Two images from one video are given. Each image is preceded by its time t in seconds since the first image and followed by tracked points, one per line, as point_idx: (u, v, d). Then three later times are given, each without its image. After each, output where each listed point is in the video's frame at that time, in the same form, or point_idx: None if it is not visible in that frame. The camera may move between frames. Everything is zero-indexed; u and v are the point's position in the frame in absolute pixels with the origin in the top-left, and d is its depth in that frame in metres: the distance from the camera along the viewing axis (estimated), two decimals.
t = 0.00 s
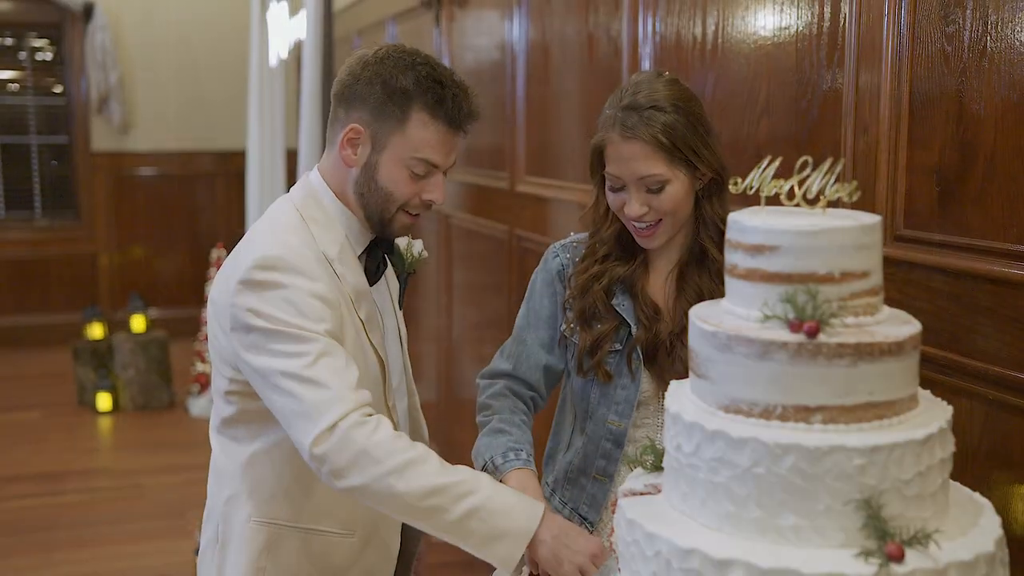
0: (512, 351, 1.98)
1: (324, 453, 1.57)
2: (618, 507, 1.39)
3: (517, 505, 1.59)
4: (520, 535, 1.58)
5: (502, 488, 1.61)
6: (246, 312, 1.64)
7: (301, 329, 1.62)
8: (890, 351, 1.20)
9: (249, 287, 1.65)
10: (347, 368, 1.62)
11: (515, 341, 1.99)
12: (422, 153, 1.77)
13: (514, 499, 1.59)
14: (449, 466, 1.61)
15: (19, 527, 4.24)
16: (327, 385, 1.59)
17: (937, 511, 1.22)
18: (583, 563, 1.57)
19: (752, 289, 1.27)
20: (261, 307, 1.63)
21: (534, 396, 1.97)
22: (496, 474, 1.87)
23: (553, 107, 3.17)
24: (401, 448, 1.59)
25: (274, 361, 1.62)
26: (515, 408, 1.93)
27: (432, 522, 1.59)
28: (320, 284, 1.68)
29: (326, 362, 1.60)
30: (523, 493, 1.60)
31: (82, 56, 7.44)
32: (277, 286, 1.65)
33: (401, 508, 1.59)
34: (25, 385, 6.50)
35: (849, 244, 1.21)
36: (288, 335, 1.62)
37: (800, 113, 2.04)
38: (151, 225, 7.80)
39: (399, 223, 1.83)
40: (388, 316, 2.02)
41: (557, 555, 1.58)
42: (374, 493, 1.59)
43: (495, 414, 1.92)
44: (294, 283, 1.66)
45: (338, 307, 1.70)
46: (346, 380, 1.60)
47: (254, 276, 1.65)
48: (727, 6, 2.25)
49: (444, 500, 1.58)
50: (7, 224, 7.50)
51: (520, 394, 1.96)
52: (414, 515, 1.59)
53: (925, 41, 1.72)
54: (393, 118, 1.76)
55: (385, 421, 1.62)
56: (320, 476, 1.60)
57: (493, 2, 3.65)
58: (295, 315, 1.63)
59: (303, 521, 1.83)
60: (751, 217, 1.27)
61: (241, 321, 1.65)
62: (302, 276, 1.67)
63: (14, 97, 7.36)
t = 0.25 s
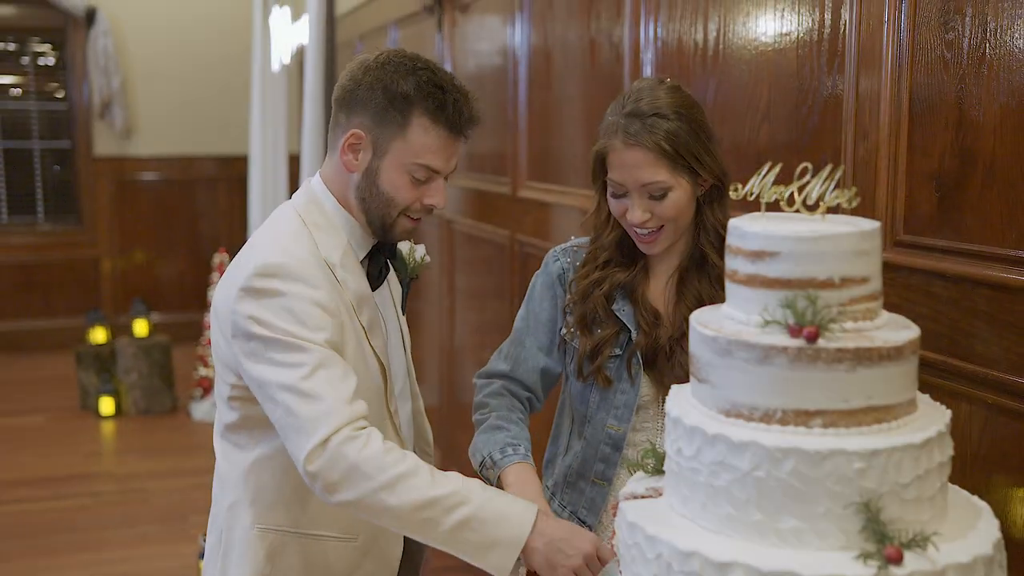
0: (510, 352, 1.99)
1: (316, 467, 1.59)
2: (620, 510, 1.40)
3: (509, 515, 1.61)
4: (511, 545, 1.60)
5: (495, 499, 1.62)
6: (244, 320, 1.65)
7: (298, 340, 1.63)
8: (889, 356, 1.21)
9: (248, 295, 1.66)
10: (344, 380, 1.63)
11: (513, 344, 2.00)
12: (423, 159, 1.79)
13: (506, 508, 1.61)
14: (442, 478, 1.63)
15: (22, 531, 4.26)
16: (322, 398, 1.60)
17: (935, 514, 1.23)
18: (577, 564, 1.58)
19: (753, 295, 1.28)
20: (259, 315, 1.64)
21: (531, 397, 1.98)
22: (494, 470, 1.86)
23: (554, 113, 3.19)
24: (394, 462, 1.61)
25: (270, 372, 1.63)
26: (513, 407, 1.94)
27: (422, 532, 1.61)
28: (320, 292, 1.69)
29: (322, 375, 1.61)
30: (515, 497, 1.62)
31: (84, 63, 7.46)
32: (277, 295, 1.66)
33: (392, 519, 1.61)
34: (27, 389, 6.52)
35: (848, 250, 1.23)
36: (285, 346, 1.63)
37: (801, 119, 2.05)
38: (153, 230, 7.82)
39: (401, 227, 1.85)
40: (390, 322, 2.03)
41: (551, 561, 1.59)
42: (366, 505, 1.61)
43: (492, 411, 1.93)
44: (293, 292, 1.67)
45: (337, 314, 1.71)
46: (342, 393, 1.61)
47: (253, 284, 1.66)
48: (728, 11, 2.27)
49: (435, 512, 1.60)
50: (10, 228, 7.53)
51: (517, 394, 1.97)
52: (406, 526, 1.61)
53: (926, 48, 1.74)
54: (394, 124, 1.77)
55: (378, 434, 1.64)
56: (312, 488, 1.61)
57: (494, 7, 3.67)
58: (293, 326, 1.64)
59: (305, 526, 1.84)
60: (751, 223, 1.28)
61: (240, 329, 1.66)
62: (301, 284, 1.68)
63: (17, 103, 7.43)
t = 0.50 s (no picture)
0: (510, 351, 2.00)
1: (312, 471, 1.59)
2: (625, 506, 1.39)
3: (505, 516, 1.61)
4: (507, 546, 1.61)
5: (492, 502, 1.62)
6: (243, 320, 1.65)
7: (296, 342, 1.63)
8: (895, 352, 1.21)
9: (248, 295, 1.66)
10: (341, 382, 1.62)
11: (515, 343, 2.01)
12: (423, 155, 1.78)
13: (502, 508, 1.61)
14: (438, 482, 1.63)
15: (27, 530, 4.26)
16: (318, 401, 1.60)
17: (941, 511, 1.23)
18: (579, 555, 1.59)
19: (759, 291, 1.28)
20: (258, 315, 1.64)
21: (531, 395, 1.99)
22: (487, 467, 1.86)
23: (558, 112, 3.19)
24: (390, 466, 1.61)
25: (268, 373, 1.63)
26: (510, 405, 1.95)
27: (418, 534, 1.62)
28: (319, 292, 1.69)
29: (318, 378, 1.61)
30: (511, 497, 1.63)
31: (88, 62, 7.47)
32: (276, 295, 1.66)
33: (388, 522, 1.61)
34: (31, 388, 6.53)
35: (854, 246, 1.23)
36: (283, 348, 1.63)
37: (805, 116, 2.05)
38: (157, 230, 7.83)
39: (403, 223, 1.85)
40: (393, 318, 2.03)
41: (550, 557, 1.60)
42: (361, 508, 1.61)
43: (489, 409, 1.95)
44: (293, 292, 1.66)
45: (337, 314, 1.71)
46: (339, 396, 1.61)
47: (252, 284, 1.66)
48: (732, 9, 2.27)
49: (431, 516, 1.60)
50: (14, 228, 7.54)
51: (517, 391, 1.98)
52: (402, 528, 1.61)
53: (932, 45, 1.73)
54: (395, 120, 1.77)
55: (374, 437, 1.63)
56: (308, 490, 1.62)
57: (498, 6, 3.67)
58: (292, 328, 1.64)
59: (307, 525, 1.84)
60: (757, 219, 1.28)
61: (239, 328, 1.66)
62: (301, 284, 1.68)
63: (22, 102, 7.44)
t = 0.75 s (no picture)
0: (510, 351, 2.00)
1: (308, 474, 1.59)
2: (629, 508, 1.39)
3: (502, 518, 1.61)
4: (504, 549, 1.61)
5: (489, 505, 1.62)
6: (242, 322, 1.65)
7: (295, 345, 1.62)
8: (899, 354, 1.21)
9: (248, 297, 1.66)
10: (339, 386, 1.62)
11: (515, 344, 2.01)
12: (424, 158, 1.79)
13: (499, 511, 1.62)
14: (435, 486, 1.63)
15: (29, 530, 4.26)
16: (316, 405, 1.60)
17: (945, 513, 1.23)
18: (578, 547, 1.59)
19: (763, 293, 1.28)
20: (258, 317, 1.64)
21: (531, 395, 1.99)
22: (484, 470, 1.86)
23: (562, 113, 3.18)
24: (387, 471, 1.61)
25: (266, 376, 1.63)
26: (509, 405, 1.95)
27: (415, 538, 1.62)
28: (319, 295, 1.69)
29: (316, 382, 1.61)
30: (508, 499, 1.63)
31: (92, 64, 7.48)
32: (275, 297, 1.66)
33: (385, 526, 1.61)
34: (34, 389, 6.54)
35: (858, 247, 1.22)
36: (281, 351, 1.62)
37: (809, 118, 2.05)
38: (160, 231, 7.84)
39: (405, 224, 1.85)
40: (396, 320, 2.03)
41: (550, 553, 1.60)
42: (358, 512, 1.61)
43: (487, 410, 1.95)
44: (292, 295, 1.66)
45: (337, 317, 1.71)
46: (337, 400, 1.61)
47: (252, 286, 1.66)
48: (736, 10, 2.26)
49: (428, 520, 1.60)
50: (18, 230, 7.56)
51: (517, 392, 1.98)
52: (399, 532, 1.61)
53: (936, 46, 1.73)
54: (396, 122, 1.77)
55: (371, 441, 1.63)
56: (305, 494, 1.62)
57: (502, 8, 3.67)
58: (290, 331, 1.64)
59: (310, 530, 1.84)
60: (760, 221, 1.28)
61: (238, 330, 1.66)
62: (300, 287, 1.68)
63: (26, 104, 7.46)
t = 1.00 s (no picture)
0: (506, 347, 2.00)
1: (305, 478, 1.59)
2: (627, 508, 1.39)
3: (498, 520, 1.62)
4: (500, 551, 1.62)
5: (486, 508, 1.63)
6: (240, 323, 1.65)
7: (292, 348, 1.62)
8: (898, 354, 1.20)
9: (246, 298, 1.66)
10: (337, 389, 1.62)
11: (511, 341, 2.00)
12: (424, 159, 1.78)
13: (495, 512, 1.63)
14: (432, 489, 1.63)
15: (30, 529, 4.27)
16: (313, 408, 1.60)
17: (944, 513, 1.23)
18: (570, 560, 1.60)
19: (762, 292, 1.27)
20: (256, 320, 1.64)
21: (525, 392, 1.99)
22: (475, 465, 1.86)
23: (563, 112, 3.18)
24: (384, 474, 1.61)
25: (264, 379, 1.62)
26: (502, 402, 1.95)
27: (411, 541, 1.62)
28: (317, 296, 1.68)
29: (314, 385, 1.60)
30: (502, 498, 1.64)
31: (93, 61, 7.48)
32: (274, 300, 1.66)
33: (382, 529, 1.61)
34: (36, 387, 6.54)
35: (856, 247, 1.22)
36: (279, 353, 1.62)
37: (809, 116, 2.05)
38: (161, 230, 7.84)
39: (404, 225, 1.85)
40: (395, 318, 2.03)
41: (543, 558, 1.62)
42: (354, 515, 1.61)
43: (480, 406, 1.94)
44: (290, 296, 1.66)
45: (335, 318, 1.71)
46: (334, 403, 1.61)
47: (250, 288, 1.66)
48: (737, 8, 2.26)
49: (424, 523, 1.61)
50: (20, 228, 7.56)
51: (511, 388, 1.98)
52: (395, 535, 1.62)
53: (937, 44, 1.73)
54: (396, 123, 1.77)
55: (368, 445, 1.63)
56: (303, 498, 1.62)
57: (502, 6, 3.67)
58: (288, 334, 1.63)
59: (309, 530, 1.84)
60: (759, 220, 1.28)
61: (236, 331, 1.66)
62: (298, 288, 1.67)
63: (28, 102, 7.46)
